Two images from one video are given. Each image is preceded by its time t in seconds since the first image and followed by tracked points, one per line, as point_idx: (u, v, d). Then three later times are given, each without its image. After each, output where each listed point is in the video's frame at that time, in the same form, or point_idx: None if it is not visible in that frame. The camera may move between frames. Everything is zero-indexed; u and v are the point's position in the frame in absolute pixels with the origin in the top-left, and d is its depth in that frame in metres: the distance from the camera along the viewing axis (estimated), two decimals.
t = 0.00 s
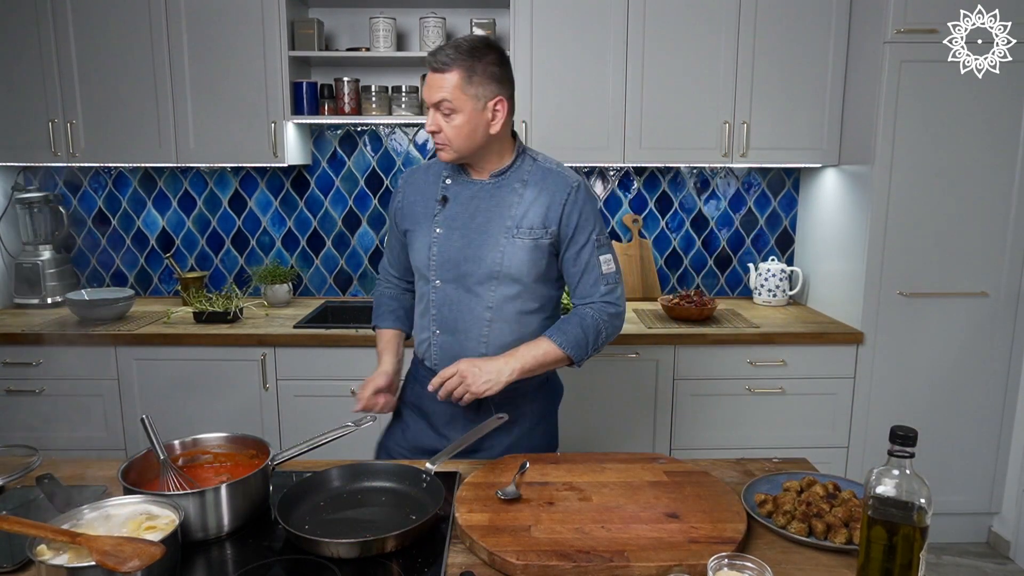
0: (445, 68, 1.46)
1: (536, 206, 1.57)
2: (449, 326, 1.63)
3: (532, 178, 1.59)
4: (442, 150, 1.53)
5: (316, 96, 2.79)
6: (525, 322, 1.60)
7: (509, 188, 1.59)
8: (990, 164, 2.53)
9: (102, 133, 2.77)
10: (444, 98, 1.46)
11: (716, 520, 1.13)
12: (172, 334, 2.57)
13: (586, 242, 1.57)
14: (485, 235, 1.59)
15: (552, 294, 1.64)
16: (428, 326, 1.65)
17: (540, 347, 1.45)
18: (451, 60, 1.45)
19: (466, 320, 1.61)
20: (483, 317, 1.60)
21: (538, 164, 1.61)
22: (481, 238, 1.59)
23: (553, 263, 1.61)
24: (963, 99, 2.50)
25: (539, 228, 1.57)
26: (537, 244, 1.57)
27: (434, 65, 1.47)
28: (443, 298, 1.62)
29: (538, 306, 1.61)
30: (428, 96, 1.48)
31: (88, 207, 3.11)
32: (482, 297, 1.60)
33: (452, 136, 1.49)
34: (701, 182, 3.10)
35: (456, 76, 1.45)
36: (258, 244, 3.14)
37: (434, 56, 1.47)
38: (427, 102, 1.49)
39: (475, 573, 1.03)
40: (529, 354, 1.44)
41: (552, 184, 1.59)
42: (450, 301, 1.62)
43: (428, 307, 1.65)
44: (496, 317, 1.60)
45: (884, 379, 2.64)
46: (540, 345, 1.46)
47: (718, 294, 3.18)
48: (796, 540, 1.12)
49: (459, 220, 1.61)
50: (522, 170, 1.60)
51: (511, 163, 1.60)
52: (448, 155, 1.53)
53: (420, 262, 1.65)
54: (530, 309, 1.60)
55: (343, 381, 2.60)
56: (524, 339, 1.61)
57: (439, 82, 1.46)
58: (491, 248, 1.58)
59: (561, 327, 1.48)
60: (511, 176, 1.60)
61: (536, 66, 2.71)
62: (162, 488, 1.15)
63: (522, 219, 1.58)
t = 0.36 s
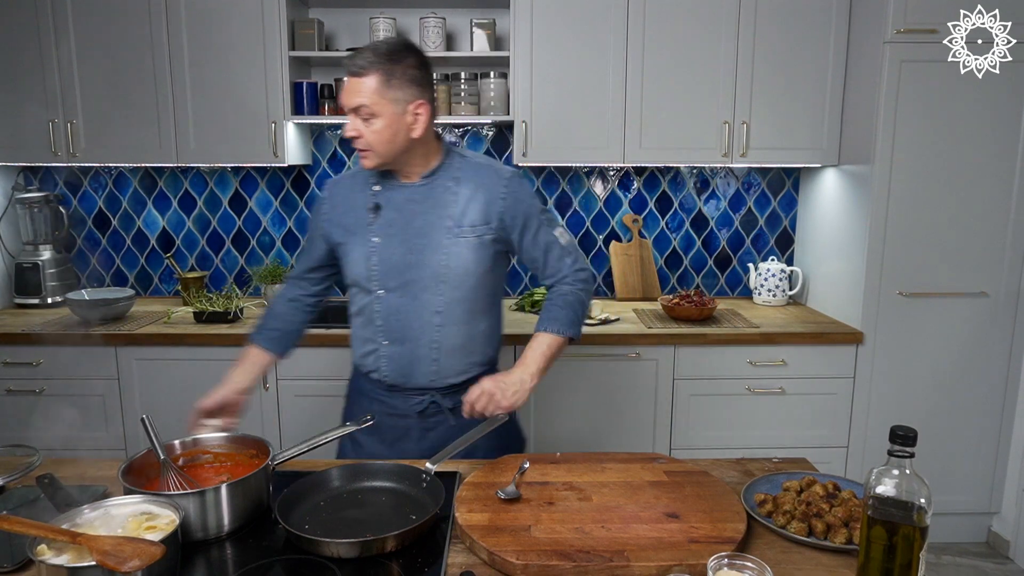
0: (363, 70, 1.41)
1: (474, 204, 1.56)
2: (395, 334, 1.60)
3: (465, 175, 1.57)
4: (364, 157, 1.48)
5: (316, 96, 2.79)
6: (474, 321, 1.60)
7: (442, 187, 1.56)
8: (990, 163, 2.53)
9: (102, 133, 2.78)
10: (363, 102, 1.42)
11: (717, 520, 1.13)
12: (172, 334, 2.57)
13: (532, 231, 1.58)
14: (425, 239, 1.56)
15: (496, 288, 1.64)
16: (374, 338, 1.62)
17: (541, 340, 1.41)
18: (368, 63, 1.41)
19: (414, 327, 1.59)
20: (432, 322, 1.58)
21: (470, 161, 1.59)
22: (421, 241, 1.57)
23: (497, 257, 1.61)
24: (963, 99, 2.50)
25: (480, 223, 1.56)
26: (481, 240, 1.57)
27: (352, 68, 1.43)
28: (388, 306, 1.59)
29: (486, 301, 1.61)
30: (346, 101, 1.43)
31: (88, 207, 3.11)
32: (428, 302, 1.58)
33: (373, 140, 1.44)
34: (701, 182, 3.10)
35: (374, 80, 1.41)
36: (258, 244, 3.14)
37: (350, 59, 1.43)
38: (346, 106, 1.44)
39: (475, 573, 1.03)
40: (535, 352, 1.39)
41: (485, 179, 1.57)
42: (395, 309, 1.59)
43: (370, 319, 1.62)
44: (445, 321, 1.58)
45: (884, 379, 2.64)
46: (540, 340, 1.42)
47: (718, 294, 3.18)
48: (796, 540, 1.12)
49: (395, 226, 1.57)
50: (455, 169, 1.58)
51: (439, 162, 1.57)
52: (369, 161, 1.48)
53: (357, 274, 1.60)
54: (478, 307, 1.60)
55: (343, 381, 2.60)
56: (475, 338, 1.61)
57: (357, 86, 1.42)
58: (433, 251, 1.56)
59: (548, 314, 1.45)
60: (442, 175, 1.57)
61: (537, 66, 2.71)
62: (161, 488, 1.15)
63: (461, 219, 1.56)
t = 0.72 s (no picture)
0: (331, 51, 1.38)
1: (398, 192, 1.58)
2: (333, 333, 1.60)
3: (384, 164, 1.59)
4: (332, 143, 1.40)
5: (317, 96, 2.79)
6: (410, 311, 1.62)
7: (364, 179, 1.57)
8: (990, 163, 2.53)
9: (102, 133, 2.77)
10: (339, 82, 1.38)
11: (717, 520, 1.13)
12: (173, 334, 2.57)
13: (457, 212, 1.63)
14: (354, 232, 1.57)
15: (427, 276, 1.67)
16: (313, 338, 1.61)
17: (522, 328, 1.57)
18: (332, 44, 1.39)
19: (354, 322, 1.59)
20: (372, 315, 1.59)
21: (386, 149, 1.61)
22: (351, 236, 1.57)
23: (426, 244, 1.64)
24: (963, 99, 2.50)
25: (409, 211, 1.58)
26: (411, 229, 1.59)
27: (315, 49, 1.37)
28: (324, 304, 1.59)
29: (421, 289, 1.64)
30: (316, 81, 1.36)
31: (88, 207, 3.11)
32: (365, 294, 1.59)
33: (351, 122, 1.41)
34: (701, 182, 3.10)
35: (343, 60, 1.40)
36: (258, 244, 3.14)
37: (304, 40, 1.37)
38: (311, 88, 1.36)
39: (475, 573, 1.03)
40: (530, 340, 1.54)
41: (405, 167, 1.59)
42: (332, 305, 1.59)
43: (304, 320, 1.61)
44: (384, 313, 1.60)
45: (884, 379, 2.64)
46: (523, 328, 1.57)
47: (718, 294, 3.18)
48: (796, 540, 1.12)
49: (321, 222, 1.56)
50: (373, 158, 1.58)
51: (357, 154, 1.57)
52: (341, 147, 1.41)
53: (286, 275, 1.59)
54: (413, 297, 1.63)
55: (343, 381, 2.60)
56: (413, 328, 1.63)
57: (331, 64, 1.37)
58: (364, 244, 1.57)
59: (510, 305, 1.58)
60: (362, 167, 1.57)
61: (537, 67, 2.71)
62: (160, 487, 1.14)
63: (388, 209, 1.57)
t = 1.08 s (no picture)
0: (410, 56, 1.38)
1: (450, 210, 1.57)
2: (364, 343, 1.57)
3: (440, 181, 1.57)
4: (395, 148, 1.39)
5: (317, 96, 2.79)
6: (445, 330, 1.61)
7: (420, 193, 1.55)
8: (990, 163, 2.53)
9: (102, 133, 2.78)
10: (414, 89, 1.38)
11: (718, 520, 1.13)
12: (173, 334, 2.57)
13: (498, 239, 1.65)
14: (400, 244, 1.55)
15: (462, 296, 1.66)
16: (342, 348, 1.58)
17: (535, 345, 1.56)
18: (412, 49, 1.39)
19: (387, 335, 1.57)
20: (407, 329, 1.57)
21: (441, 165, 1.60)
22: (397, 247, 1.55)
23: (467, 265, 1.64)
24: (963, 99, 2.50)
25: (459, 232, 1.57)
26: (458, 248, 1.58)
27: (395, 51, 1.36)
28: (359, 314, 1.56)
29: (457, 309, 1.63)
30: (390, 84, 1.35)
31: (88, 207, 3.11)
32: (402, 308, 1.56)
33: (417, 131, 1.40)
34: (701, 182, 3.10)
35: (420, 68, 1.40)
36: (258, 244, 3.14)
37: (385, 41, 1.36)
38: (384, 90, 1.35)
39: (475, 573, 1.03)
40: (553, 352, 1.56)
41: (459, 187, 1.59)
42: (367, 317, 1.56)
43: (336, 327, 1.57)
44: (418, 328, 1.57)
45: (884, 379, 2.64)
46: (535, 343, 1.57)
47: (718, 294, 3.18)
48: (796, 540, 1.12)
49: (368, 231, 1.54)
50: (428, 173, 1.57)
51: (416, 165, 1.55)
52: (403, 154, 1.39)
53: (324, 279, 1.55)
54: (449, 315, 1.61)
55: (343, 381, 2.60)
56: (445, 345, 1.61)
57: (408, 70, 1.37)
58: (409, 258, 1.55)
59: (529, 326, 1.60)
60: (418, 180, 1.56)
61: (537, 67, 2.71)
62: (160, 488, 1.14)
63: (438, 226, 1.56)
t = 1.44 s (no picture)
0: (520, 46, 1.34)
1: (541, 216, 1.50)
2: (442, 340, 1.57)
3: (538, 184, 1.52)
4: (493, 140, 1.38)
5: (316, 96, 2.79)
6: (526, 337, 1.55)
7: (514, 194, 1.51)
8: (990, 163, 2.53)
9: (102, 133, 2.77)
10: (521, 81, 1.34)
11: (717, 520, 1.13)
12: (172, 334, 2.57)
13: (597, 250, 1.50)
14: (485, 245, 1.52)
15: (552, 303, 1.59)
16: (422, 342, 1.59)
17: (626, 356, 1.30)
18: (524, 39, 1.36)
19: (462, 335, 1.55)
20: (483, 331, 1.54)
21: (545, 168, 1.54)
22: (482, 248, 1.52)
23: (561, 273, 1.55)
24: (963, 98, 2.50)
25: (547, 238, 1.50)
26: (544, 255, 1.51)
27: (506, 40, 1.33)
28: (439, 311, 1.56)
29: (545, 317, 1.57)
30: (494, 74, 1.33)
31: (88, 207, 3.11)
32: (480, 309, 1.54)
33: (520, 126, 1.37)
34: (701, 182, 3.10)
35: (532, 61, 1.36)
36: (258, 244, 3.14)
37: (496, 30, 1.33)
38: (489, 80, 1.33)
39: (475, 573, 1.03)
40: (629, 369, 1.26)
41: (557, 192, 1.51)
42: (446, 315, 1.56)
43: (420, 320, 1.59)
44: (495, 331, 1.54)
45: (884, 379, 2.64)
46: (628, 352, 1.31)
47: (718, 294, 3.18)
48: (796, 540, 1.12)
49: (455, 228, 1.53)
50: (528, 174, 1.52)
51: (516, 165, 1.52)
52: (500, 146, 1.38)
53: (411, 271, 1.57)
54: (534, 323, 1.55)
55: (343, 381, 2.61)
56: (526, 352, 1.56)
57: (516, 61, 1.33)
58: (492, 260, 1.51)
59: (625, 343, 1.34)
60: (516, 180, 1.52)
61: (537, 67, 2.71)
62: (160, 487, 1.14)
63: (526, 231, 1.50)
